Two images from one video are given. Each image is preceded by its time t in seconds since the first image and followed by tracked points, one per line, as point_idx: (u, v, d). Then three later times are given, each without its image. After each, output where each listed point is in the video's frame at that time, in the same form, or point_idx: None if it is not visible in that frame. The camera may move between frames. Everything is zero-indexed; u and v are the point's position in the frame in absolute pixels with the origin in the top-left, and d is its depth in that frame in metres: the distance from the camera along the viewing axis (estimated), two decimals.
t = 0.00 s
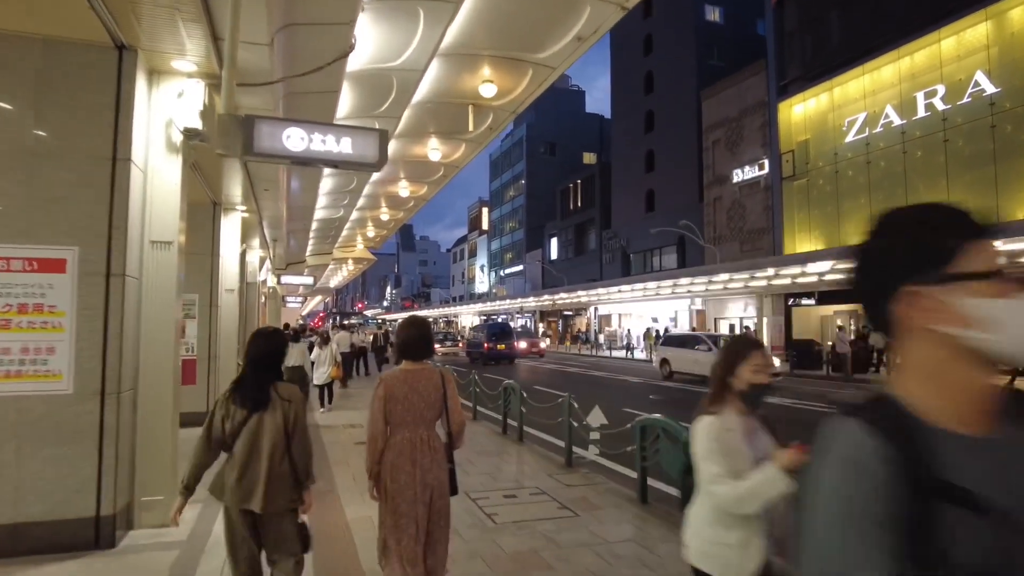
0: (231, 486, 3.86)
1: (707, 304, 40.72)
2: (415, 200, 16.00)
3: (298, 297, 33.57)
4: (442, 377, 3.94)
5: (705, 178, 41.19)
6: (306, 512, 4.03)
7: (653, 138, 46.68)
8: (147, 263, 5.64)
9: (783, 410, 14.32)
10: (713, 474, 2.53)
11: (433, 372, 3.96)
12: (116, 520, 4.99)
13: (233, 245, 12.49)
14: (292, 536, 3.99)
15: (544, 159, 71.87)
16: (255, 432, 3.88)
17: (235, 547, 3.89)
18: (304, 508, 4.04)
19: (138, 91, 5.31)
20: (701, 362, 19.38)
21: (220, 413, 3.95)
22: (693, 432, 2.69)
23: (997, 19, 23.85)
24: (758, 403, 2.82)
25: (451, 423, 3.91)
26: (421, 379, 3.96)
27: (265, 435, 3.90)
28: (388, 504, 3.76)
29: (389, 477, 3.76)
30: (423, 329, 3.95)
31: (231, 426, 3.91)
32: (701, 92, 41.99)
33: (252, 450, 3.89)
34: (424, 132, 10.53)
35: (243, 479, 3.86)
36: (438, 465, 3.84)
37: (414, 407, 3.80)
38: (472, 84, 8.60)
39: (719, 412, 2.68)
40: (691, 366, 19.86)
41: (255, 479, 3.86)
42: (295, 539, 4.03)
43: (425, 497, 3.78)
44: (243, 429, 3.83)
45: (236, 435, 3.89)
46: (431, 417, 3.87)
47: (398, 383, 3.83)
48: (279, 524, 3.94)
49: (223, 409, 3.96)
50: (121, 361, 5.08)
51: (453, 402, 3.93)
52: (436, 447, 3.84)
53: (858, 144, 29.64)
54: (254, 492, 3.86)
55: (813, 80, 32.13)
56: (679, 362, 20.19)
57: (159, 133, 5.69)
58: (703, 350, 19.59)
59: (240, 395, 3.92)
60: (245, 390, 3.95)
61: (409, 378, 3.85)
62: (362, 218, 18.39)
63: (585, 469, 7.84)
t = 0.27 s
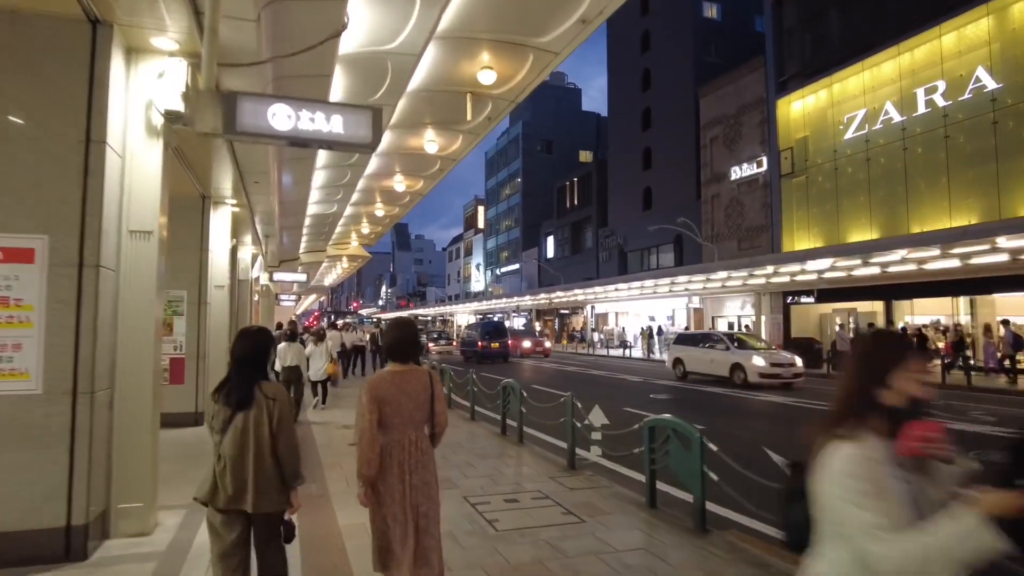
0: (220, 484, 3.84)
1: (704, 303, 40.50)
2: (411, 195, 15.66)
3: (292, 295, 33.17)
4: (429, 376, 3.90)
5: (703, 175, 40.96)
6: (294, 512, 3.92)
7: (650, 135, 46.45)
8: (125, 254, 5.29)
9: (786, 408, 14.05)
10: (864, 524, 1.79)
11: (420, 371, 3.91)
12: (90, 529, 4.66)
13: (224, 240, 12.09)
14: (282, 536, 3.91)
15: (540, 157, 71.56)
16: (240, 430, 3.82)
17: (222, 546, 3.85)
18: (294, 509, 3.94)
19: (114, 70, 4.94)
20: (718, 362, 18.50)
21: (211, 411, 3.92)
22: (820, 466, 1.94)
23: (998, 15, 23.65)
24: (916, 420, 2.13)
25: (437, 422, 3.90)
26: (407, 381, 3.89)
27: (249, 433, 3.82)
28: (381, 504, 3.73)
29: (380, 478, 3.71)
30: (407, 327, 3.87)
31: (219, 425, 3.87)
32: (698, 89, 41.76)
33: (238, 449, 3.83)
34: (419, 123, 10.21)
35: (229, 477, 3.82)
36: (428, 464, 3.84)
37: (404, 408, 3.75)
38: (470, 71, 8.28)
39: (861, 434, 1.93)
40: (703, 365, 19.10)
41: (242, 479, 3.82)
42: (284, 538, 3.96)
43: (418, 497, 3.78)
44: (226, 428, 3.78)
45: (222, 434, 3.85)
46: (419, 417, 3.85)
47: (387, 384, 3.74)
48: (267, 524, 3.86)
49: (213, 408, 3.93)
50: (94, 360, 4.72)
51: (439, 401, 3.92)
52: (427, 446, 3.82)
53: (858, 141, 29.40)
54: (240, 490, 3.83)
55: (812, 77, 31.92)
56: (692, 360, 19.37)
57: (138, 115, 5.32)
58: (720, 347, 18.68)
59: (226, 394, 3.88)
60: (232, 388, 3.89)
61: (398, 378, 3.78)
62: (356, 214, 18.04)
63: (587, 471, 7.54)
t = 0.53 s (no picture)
0: (210, 482, 3.82)
1: (696, 302, 40.35)
2: (403, 191, 15.30)
3: (280, 293, 32.65)
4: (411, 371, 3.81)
5: (696, 174, 40.83)
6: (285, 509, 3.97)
7: (643, 134, 46.28)
8: (94, 247, 4.90)
9: (784, 409, 13.83)
10: None
11: (401, 367, 3.81)
12: (50, 548, 4.28)
13: (208, 236, 11.61)
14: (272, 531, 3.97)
15: (532, 156, 71.26)
16: (232, 428, 3.81)
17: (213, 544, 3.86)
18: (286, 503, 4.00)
19: (80, 49, 4.54)
20: (728, 363, 17.71)
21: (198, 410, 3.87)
22: None
23: (994, 13, 23.61)
24: None
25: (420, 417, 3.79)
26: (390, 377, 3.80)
27: (241, 431, 3.82)
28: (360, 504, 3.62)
29: (360, 478, 3.61)
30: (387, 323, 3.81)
31: (209, 424, 3.84)
32: (692, 87, 41.60)
33: (230, 447, 3.81)
34: (411, 115, 9.89)
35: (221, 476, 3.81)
36: (411, 462, 3.73)
37: (383, 404, 3.66)
38: (465, 60, 7.95)
39: None
40: (712, 367, 18.29)
41: (234, 477, 3.81)
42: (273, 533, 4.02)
43: (399, 497, 3.66)
44: (219, 427, 3.75)
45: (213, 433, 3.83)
46: (400, 413, 3.74)
47: (367, 381, 3.66)
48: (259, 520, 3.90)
49: (200, 405, 3.89)
50: (56, 365, 4.33)
51: (422, 396, 3.81)
52: (407, 442, 3.71)
53: (852, 140, 29.29)
54: (230, 487, 3.82)
55: (806, 75, 31.81)
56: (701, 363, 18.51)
57: (108, 98, 4.91)
58: (730, 348, 17.90)
59: (216, 392, 3.85)
60: (221, 386, 3.86)
61: (378, 375, 3.69)
62: (346, 211, 17.66)
63: (586, 479, 7.22)
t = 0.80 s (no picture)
0: (178, 481, 3.50)
1: (679, 300, 40.37)
2: (384, 185, 14.95)
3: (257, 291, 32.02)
4: (381, 372, 3.71)
5: (679, 172, 40.88)
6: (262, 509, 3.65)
7: (626, 132, 46.26)
8: (40, 235, 4.49)
9: (770, 407, 13.71)
10: None
11: (372, 367, 3.72)
12: None
13: (180, 228, 11.11)
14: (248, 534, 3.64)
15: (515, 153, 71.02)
16: (202, 424, 3.49)
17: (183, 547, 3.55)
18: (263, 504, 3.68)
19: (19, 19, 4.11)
20: (731, 362, 16.71)
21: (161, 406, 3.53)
22: None
23: (975, 13, 23.79)
24: None
25: (391, 418, 3.72)
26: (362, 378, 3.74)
27: (213, 427, 3.50)
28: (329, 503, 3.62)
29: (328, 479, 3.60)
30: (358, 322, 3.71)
31: (177, 419, 3.51)
32: (675, 85, 41.63)
33: (201, 444, 3.50)
34: (392, 102, 9.63)
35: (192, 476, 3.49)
36: (380, 463, 3.69)
37: (351, 406, 3.60)
38: (448, 43, 7.69)
39: None
40: (714, 366, 17.34)
41: (207, 476, 3.50)
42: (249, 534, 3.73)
43: (367, 499, 3.64)
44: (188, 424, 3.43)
45: (182, 429, 3.50)
46: (371, 415, 3.69)
47: (335, 382, 3.59)
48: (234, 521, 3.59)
49: (166, 400, 3.55)
50: None
51: (393, 398, 3.73)
52: (378, 445, 3.68)
53: (835, 138, 29.38)
54: (203, 486, 3.51)
55: (789, 73, 31.89)
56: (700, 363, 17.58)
57: (57, 73, 4.47)
58: (732, 347, 16.90)
59: (184, 385, 3.52)
60: (190, 379, 3.52)
61: (346, 376, 3.63)
62: (325, 205, 17.26)
63: (574, 481, 6.94)
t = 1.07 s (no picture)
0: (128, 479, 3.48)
1: (657, 298, 40.45)
2: (358, 180, 14.55)
3: (228, 288, 31.27)
4: (344, 368, 3.72)
5: (657, 170, 40.96)
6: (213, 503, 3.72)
7: (604, 129, 46.30)
8: None
9: (750, 405, 13.64)
10: None
11: (335, 363, 3.73)
12: None
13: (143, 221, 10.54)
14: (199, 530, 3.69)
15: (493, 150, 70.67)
16: (153, 422, 3.48)
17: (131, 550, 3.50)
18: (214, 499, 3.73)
19: None
20: (726, 363, 15.83)
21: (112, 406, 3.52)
22: None
23: (949, 15, 24.10)
24: None
25: (353, 413, 3.72)
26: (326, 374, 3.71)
27: (165, 426, 3.49)
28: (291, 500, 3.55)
29: (290, 475, 3.55)
30: (320, 318, 3.72)
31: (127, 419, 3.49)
32: (653, 83, 41.71)
33: (152, 444, 3.48)
34: (365, 93, 9.27)
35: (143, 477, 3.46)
36: (343, 458, 3.67)
37: (314, 401, 3.58)
38: (425, 29, 7.36)
39: None
40: (708, 368, 16.40)
41: (159, 474, 3.48)
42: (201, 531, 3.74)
43: (330, 494, 3.60)
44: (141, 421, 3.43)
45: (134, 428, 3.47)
46: (334, 410, 3.67)
47: (298, 377, 3.56)
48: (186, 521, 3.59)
49: (117, 400, 3.55)
50: None
51: (355, 393, 3.74)
52: (341, 440, 3.65)
53: (812, 137, 29.51)
54: (154, 487, 3.47)
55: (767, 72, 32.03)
56: (693, 362, 16.83)
57: None
58: (728, 347, 16.02)
59: (137, 382, 3.52)
60: (142, 378, 3.53)
61: (309, 371, 3.61)
62: (297, 201, 16.80)
63: (556, 489, 6.65)
